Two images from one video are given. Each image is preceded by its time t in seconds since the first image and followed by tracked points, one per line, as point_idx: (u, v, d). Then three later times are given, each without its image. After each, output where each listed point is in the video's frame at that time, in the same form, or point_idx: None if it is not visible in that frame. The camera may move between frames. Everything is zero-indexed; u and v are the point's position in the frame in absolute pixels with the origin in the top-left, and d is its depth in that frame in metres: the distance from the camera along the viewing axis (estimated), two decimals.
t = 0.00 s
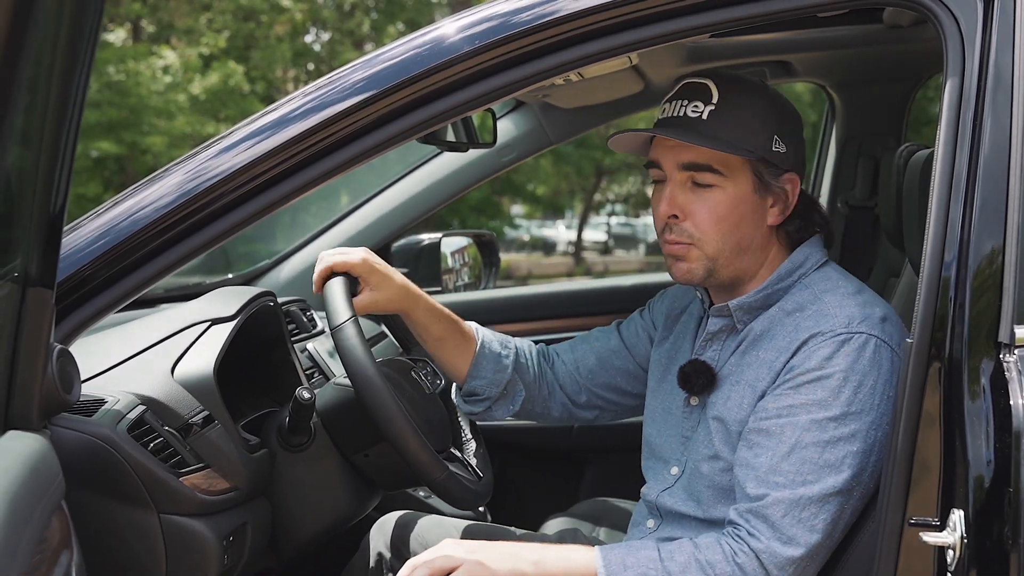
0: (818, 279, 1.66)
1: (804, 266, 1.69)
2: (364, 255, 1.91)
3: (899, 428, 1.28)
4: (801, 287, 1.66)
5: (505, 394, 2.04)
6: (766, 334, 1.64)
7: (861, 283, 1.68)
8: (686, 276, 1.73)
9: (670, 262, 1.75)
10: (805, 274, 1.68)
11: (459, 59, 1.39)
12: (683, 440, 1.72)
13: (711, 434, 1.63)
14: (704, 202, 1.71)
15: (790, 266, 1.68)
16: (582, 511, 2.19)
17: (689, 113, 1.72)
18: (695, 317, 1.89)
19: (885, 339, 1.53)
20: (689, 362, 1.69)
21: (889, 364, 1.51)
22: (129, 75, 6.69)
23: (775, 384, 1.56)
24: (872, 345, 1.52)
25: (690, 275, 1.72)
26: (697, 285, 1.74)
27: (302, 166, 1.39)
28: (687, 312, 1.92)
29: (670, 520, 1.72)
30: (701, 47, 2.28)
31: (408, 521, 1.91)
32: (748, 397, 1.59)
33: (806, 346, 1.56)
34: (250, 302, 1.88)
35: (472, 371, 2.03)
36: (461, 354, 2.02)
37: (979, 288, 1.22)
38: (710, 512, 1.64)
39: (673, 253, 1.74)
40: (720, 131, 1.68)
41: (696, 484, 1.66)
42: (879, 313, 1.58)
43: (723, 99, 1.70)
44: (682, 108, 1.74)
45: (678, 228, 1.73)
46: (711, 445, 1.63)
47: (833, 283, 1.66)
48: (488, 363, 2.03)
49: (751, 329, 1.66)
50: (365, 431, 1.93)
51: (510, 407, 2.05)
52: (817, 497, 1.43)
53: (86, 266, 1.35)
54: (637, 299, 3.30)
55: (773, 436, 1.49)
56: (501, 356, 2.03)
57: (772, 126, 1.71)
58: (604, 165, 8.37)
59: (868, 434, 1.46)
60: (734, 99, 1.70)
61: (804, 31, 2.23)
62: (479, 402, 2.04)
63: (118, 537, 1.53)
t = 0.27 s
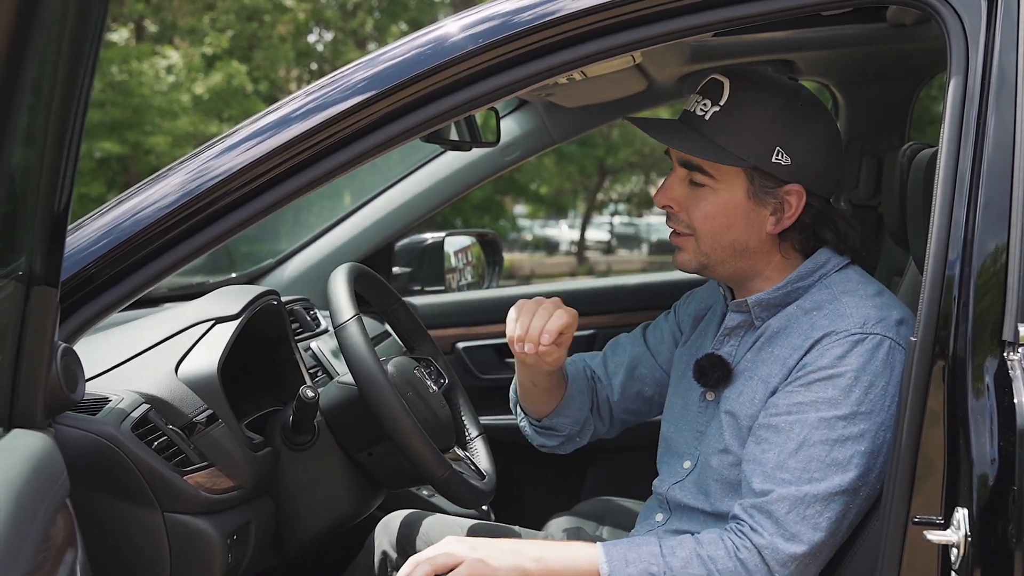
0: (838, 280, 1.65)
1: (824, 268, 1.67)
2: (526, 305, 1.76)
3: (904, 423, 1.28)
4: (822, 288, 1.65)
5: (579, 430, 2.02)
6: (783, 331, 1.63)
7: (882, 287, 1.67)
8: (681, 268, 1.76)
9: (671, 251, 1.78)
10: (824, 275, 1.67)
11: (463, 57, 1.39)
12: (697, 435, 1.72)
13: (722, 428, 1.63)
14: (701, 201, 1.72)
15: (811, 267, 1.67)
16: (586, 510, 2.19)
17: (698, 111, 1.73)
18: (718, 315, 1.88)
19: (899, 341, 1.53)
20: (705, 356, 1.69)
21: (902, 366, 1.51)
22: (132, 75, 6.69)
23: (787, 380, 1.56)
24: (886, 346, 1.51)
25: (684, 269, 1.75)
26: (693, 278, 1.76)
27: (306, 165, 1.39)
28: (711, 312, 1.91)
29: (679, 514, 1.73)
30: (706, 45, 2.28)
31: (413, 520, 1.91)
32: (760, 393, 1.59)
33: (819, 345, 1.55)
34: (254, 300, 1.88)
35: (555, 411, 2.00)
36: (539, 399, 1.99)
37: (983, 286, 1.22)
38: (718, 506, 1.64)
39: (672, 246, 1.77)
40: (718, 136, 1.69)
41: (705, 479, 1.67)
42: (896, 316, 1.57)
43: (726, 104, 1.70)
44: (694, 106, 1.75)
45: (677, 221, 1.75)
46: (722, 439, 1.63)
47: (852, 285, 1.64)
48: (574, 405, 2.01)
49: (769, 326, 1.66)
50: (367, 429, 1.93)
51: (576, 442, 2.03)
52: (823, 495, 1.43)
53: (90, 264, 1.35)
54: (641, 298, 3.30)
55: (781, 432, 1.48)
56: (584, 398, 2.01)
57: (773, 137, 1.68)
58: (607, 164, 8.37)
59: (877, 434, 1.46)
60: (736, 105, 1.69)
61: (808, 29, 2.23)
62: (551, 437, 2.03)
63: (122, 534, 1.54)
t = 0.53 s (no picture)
0: (840, 276, 1.66)
1: (827, 263, 1.68)
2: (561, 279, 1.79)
3: (910, 419, 1.28)
4: (824, 284, 1.66)
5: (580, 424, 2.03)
6: (786, 329, 1.63)
7: (884, 282, 1.67)
8: (719, 266, 1.72)
9: (702, 250, 1.75)
10: (827, 270, 1.67)
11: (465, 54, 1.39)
12: (701, 434, 1.72)
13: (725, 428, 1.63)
14: (747, 192, 1.71)
15: (812, 263, 1.67)
16: (589, 507, 2.19)
17: (734, 103, 1.68)
18: (719, 313, 1.88)
19: (904, 338, 1.52)
20: (708, 357, 1.70)
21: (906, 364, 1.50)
22: (135, 74, 6.69)
23: (791, 379, 1.56)
24: (890, 344, 1.51)
25: (726, 264, 1.72)
26: (732, 274, 1.73)
27: (309, 162, 1.39)
28: (711, 309, 1.92)
29: (683, 513, 1.73)
30: (710, 42, 2.28)
31: (418, 516, 1.92)
32: (764, 392, 1.59)
33: (823, 343, 1.55)
34: (258, 297, 1.88)
35: (555, 404, 2.00)
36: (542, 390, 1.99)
37: (987, 283, 1.22)
38: (722, 506, 1.64)
39: (710, 242, 1.73)
40: (766, 123, 1.67)
41: (709, 478, 1.67)
42: (899, 312, 1.56)
43: (766, 91, 1.68)
44: (724, 97, 1.70)
45: (716, 216, 1.72)
46: (725, 439, 1.63)
47: (855, 281, 1.64)
48: (573, 396, 2.01)
49: (772, 324, 1.66)
50: (374, 423, 1.93)
51: (577, 436, 2.04)
52: (828, 493, 1.43)
53: (94, 262, 1.36)
54: (644, 297, 3.30)
55: (786, 431, 1.49)
56: (582, 388, 2.02)
57: (812, 124, 1.70)
58: (610, 163, 8.37)
59: (883, 433, 1.45)
60: (776, 92, 1.68)
61: (812, 25, 2.23)
62: (554, 430, 2.03)
63: (127, 531, 1.54)
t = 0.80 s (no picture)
0: (843, 277, 1.66)
1: (829, 264, 1.68)
2: (411, 241, 1.89)
3: (914, 421, 1.28)
4: (827, 284, 1.66)
5: (525, 378, 2.06)
6: (790, 330, 1.63)
7: (886, 282, 1.67)
8: (749, 268, 1.72)
9: (729, 252, 1.74)
10: (829, 270, 1.68)
11: (469, 55, 1.39)
12: (704, 435, 1.72)
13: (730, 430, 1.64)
14: (777, 193, 1.73)
15: (815, 264, 1.68)
16: (593, 508, 2.19)
17: (763, 104, 1.68)
18: (721, 310, 1.88)
19: (907, 340, 1.52)
20: (712, 358, 1.69)
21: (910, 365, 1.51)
22: (139, 75, 6.70)
23: (795, 381, 1.56)
24: (894, 345, 1.51)
25: (754, 266, 1.72)
26: (759, 276, 1.74)
27: (314, 163, 1.40)
28: (711, 305, 1.91)
29: (686, 514, 1.72)
30: (714, 43, 2.28)
31: (423, 517, 1.92)
32: (768, 394, 1.59)
33: (827, 345, 1.55)
34: (263, 298, 1.88)
35: (493, 356, 2.05)
36: (482, 341, 2.04)
37: (992, 283, 1.22)
38: (726, 507, 1.64)
39: (738, 243, 1.73)
40: (799, 126, 1.69)
41: (712, 480, 1.67)
42: (903, 314, 1.56)
43: (794, 94, 1.70)
44: (752, 99, 1.70)
45: (747, 218, 1.73)
46: (729, 441, 1.64)
47: (857, 281, 1.64)
48: (509, 348, 2.04)
49: (775, 325, 1.65)
50: (379, 424, 1.93)
51: (528, 392, 2.07)
52: (833, 495, 1.43)
53: (100, 262, 1.36)
54: (647, 297, 3.30)
55: (791, 433, 1.49)
56: (523, 341, 2.05)
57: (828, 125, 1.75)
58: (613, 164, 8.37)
59: (887, 435, 1.45)
60: (802, 95, 1.71)
61: (816, 26, 2.23)
62: (499, 387, 2.08)
63: (133, 531, 1.55)
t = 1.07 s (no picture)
0: (847, 278, 1.65)
1: (834, 266, 1.67)
2: (387, 258, 1.93)
3: (917, 419, 1.29)
4: (832, 286, 1.65)
5: (522, 382, 2.06)
6: (795, 333, 1.62)
7: (891, 285, 1.66)
8: (755, 267, 1.73)
9: (735, 251, 1.74)
10: (834, 273, 1.67)
11: (472, 55, 1.39)
12: (708, 437, 1.72)
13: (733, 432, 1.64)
14: (785, 192, 1.73)
15: (820, 267, 1.67)
16: (596, 508, 2.19)
17: (771, 103, 1.68)
18: (723, 311, 1.88)
19: (914, 342, 1.52)
20: (717, 361, 1.69)
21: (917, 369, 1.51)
22: (142, 75, 6.70)
23: (801, 385, 1.55)
24: (901, 348, 1.51)
25: (761, 266, 1.73)
26: (765, 276, 1.74)
27: (317, 163, 1.40)
28: (715, 306, 1.92)
29: (689, 515, 1.72)
30: (717, 43, 2.28)
31: (425, 515, 1.93)
32: (773, 398, 1.58)
33: (834, 349, 1.54)
34: (267, 298, 1.88)
35: (490, 360, 2.05)
36: (479, 346, 2.04)
37: (995, 283, 1.22)
38: (731, 510, 1.64)
39: (745, 243, 1.73)
40: (807, 126, 1.68)
41: (716, 482, 1.67)
42: (908, 316, 1.56)
43: (803, 93, 1.68)
44: (760, 97, 1.69)
45: (754, 216, 1.73)
46: (733, 443, 1.64)
47: (862, 284, 1.64)
48: (506, 353, 2.05)
49: (780, 328, 1.65)
50: (382, 425, 1.93)
51: (528, 395, 2.06)
52: (842, 499, 1.43)
53: (103, 263, 1.36)
54: (650, 297, 3.29)
55: (799, 437, 1.48)
56: (520, 345, 2.05)
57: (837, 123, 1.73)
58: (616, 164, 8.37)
59: (895, 439, 1.46)
60: (812, 93, 1.69)
61: (818, 26, 2.23)
62: (496, 391, 2.08)
63: (136, 532, 1.55)
